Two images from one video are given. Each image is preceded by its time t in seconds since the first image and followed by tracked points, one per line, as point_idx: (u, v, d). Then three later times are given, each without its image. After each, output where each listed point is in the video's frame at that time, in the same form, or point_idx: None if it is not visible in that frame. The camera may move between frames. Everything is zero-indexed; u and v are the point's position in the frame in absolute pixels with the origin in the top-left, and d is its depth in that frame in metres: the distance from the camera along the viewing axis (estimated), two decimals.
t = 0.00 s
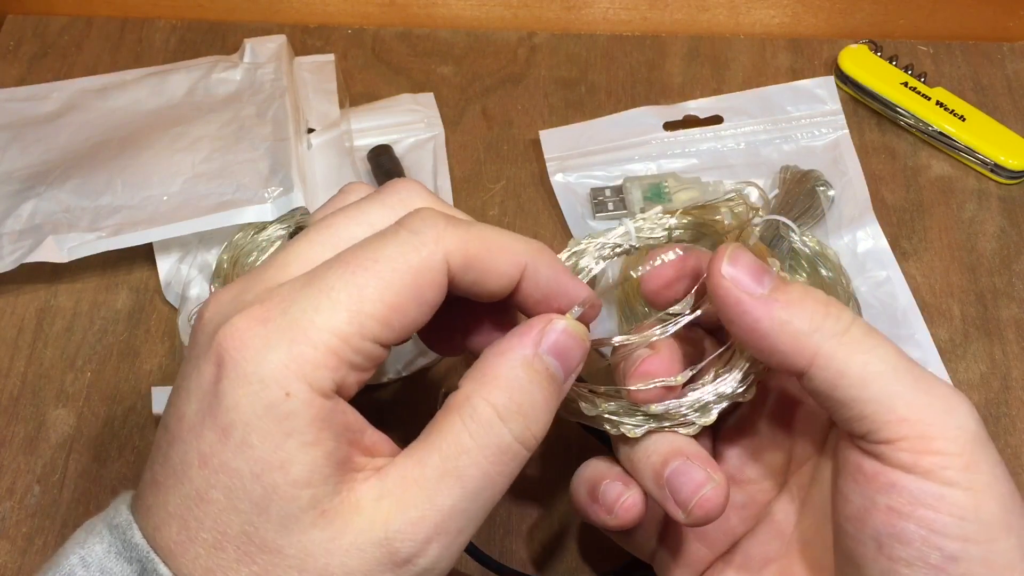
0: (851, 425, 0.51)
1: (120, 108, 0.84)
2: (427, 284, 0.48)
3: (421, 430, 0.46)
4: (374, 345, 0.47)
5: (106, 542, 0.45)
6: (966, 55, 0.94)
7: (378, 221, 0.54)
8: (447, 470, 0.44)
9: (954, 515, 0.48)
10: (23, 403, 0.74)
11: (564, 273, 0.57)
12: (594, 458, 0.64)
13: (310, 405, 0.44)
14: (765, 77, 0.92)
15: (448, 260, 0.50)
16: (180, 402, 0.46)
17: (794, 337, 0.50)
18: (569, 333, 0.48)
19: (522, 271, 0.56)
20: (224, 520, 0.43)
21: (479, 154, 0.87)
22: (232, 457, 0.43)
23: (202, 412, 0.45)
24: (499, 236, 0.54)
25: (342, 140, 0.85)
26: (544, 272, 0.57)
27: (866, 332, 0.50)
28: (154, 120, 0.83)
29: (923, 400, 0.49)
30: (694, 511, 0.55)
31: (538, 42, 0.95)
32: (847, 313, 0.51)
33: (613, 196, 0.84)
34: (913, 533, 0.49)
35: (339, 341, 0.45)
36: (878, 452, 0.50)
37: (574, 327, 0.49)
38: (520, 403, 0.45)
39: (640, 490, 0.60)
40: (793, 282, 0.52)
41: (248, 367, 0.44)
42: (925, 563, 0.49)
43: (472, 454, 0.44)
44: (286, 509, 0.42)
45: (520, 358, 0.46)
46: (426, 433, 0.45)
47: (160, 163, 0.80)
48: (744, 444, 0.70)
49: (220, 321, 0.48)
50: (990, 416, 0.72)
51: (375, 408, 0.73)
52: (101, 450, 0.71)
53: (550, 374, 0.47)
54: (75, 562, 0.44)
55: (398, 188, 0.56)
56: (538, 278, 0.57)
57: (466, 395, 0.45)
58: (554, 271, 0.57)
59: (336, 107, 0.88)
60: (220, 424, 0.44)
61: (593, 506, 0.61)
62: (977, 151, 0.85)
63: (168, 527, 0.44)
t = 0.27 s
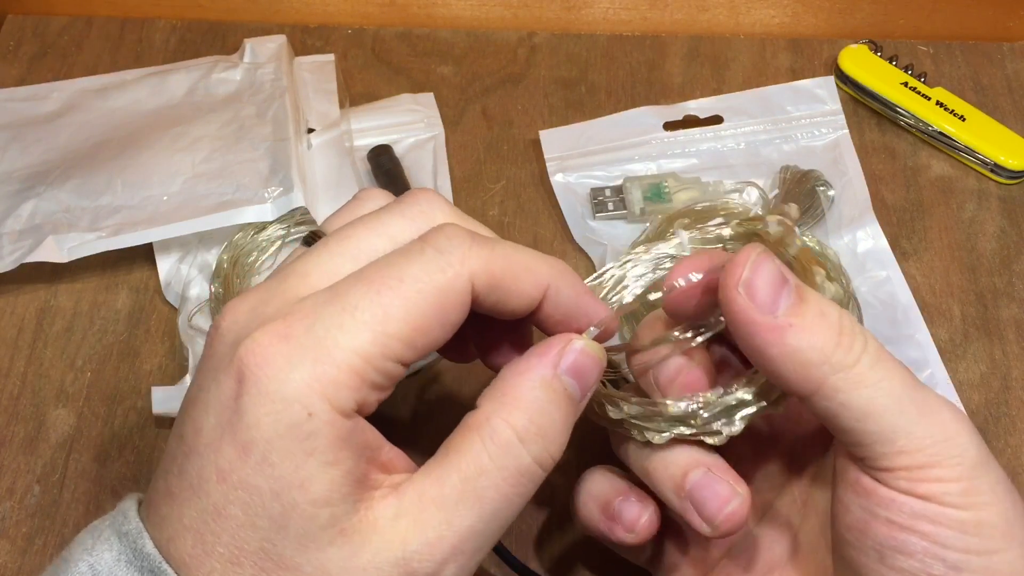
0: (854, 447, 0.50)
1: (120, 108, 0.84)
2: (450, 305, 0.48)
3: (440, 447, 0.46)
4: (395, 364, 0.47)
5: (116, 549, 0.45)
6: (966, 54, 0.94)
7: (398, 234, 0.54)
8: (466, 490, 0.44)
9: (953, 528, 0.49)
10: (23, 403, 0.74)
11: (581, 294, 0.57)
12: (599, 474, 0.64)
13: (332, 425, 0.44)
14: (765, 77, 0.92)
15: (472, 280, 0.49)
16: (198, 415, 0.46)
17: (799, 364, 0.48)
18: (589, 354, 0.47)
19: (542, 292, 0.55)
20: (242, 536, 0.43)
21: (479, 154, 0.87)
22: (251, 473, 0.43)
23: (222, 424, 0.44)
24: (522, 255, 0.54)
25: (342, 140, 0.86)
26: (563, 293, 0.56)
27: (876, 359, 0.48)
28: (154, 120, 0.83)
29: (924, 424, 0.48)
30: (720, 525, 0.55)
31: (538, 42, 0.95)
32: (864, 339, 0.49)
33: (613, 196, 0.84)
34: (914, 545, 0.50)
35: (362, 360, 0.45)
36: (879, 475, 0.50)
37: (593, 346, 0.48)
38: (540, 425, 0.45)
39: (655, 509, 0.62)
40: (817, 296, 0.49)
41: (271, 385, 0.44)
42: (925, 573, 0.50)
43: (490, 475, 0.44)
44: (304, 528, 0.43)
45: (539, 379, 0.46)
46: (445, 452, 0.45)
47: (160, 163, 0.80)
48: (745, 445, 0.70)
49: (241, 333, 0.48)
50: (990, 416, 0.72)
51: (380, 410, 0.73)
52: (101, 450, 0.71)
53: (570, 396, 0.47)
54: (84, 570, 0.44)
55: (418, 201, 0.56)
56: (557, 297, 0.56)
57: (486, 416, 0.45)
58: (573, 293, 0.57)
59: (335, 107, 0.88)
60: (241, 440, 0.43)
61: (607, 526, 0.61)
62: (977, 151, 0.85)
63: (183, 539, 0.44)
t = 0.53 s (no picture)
0: (849, 450, 0.51)
1: (120, 108, 0.84)
2: (465, 325, 0.48)
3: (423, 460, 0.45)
4: (402, 376, 0.47)
5: (114, 551, 0.45)
6: (966, 54, 0.94)
7: (421, 250, 0.53)
8: (431, 505, 0.43)
9: (952, 532, 0.49)
10: (23, 403, 0.74)
11: (603, 330, 0.57)
12: (605, 485, 0.64)
13: (326, 429, 0.44)
14: (765, 77, 0.92)
15: (490, 304, 0.49)
16: (205, 411, 0.46)
17: (795, 372, 0.47)
18: (579, 373, 0.47)
19: (562, 325, 0.54)
20: (225, 535, 0.43)
21: (479, 154, 0.87)
22: (241, 470, 0.43)
23: (222, 423, 0.45)
24: (546, 285, 0.53)
25: (342, 140, 0.85)
26: (582, 329, 0.55)
27: (871, 360, 0.47)
28: (154, 120, 0.83)
29: (918, 426, 0.48)
30: (742, 544, 0.57)
31: (538, 42, 0.95)
32: (849, 331, 0.48)
33: (613, 196, 0.84)
34: (914, 552, 0.50)
35: (368, 370, 0.45)
36: (875, 480, 0.50)
37: (591, 372, 0.48)
38: (517, 444, 0.44)
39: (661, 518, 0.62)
40: (794, 299, 0.48)
41: (275, 382, 0.44)
42: None
43: (459, 492, 0.43)
44: (279, 533, 0.42)
45: (522, 396, 0.45)
46: (425, 464, 0.45)
47: (160, 163, 0.80)
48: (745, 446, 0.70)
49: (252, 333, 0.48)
50: (990, 416, 0.72)
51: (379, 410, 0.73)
52: (101, 450, 0.71)
53: (555, 416, 0.45)
54: (81, 570, 0.45)
55: (446, 219, 0.55)
56: (577, 331, 0.55)
57: (465, 428, 0.45)
58: (593, 329, 0.56)
59: (335, 106, 0.88)
60: (236, 435, 0.44)
61: (614, 534, 0.61)
62: (977, 151, 0.85)
63: (175, 536, 0.44)
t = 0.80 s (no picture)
0: (829, 462, 0.51)
1: (120, 108, 0.84)
2: (455, 324, 0.47)
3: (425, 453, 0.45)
4: (391, 374, 0.46)
5: (107, 548, 0.45)
6: (966, 55, 0.94)
7: (421, 257, 0.53)
8: (439, 501, 0.43)
9: (935, 540, 0.48)
10: (23, 403, 0.74)
11: (602, 340, 0.55)
12: (606, 501, 0.64)
13: (315, 421, 0.44)
14: (765, 77, 0.92)
15: (481, 304, 0.49)
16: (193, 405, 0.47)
17: (763, 385, 0.48)
18: (579, 366, 0.47)
19: (559, 331, 0.53)
20: (217, 529, 0.43)
21: (479, 154, 0.87)
22: (231, 462, 0.43)
23: (211, 415, 0.45)
24: (544, 290, 0.52)
25: (342, 140, 0.85)
26: (581, 335, 0.54)
27: (840, 371, 0.48)
28: (154, 120, 0.83)
29: (896, 434, 0.48)
30: (745, 561, 0.58)
31: (538, 42, 0.95)
32: (820, 343, 0.48)
33: (613, 196, 0.84)
34: (897, 560, 0.50)
35: (356, 364, 0.45)
36: (856, 488, 0.50)
37: (590, 363, 0.48)
38: (522, 438, 0.44)
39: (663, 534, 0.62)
40: (765, 314, 0.49)
41: (263, 374, 0.44)
42: None
43: (466, 488, 0.43)
44: (276, 525, 0.42)
45: (525, 390, 0.45)
46: (428, 458, 0.44)
47: (160, 163, 0.80)
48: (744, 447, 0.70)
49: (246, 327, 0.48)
50: (990, 416, 0.72)
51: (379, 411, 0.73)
52: (101, 450, 0.71)
53: (557, 408, 0.46)
54: (73, 567, 0.44)
55: (449, 229, 0.55)
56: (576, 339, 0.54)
57: (468, 424, 0.44)
58: (593, 335, 0.54)
59: (335, 106, 0.88)
60: (225, 428, 0.44)
61: (617, 554, 0.61)
62: (977, 151, 0.85)
63: (166, 532, 0.44)
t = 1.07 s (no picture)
0: (823, 465, 0.51)
1: (120, 108, 0.84)
2: (451, 318, 0.47)
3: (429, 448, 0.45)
4: (391, 371, 0.46)
5: (106, 550, 0.45)
6: (966, 55, 0.94)
7: (415, 254, 0.54)
8: (447, 500, 0.43)
9: (927, 542, 0.48)
10: (23, 403, 0.74)
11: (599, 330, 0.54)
12: (602, 503, 0.63)
13: (320, 423, 0.44)
14: (765, 77, 0.92)
15: (476, 298, 0.48)
16: (193, 409, 0.46)
17: (755, 391, 0.48)
18: (579, 358, 0.47)
19: (555, 320, 0.53)
20: (223, 532, 0.43)
21: (479, 154, 0.87)
22: (235, 469, 0.43)
23: (212, 420, 0.45)
24: (535, 280, 0.52)
25: (342, 140, 0.85)
26: (577, 325, 0.53)
27: (831, 374, 0.48)
28: (154, 120, 0.83)
29: (888, 438, 0.48)
30: (739, 562, 0.58)
31: (538, 42, 0.95)
32: (812, 347, 0.48)
33: (613, 196, 0.84)
34: (890, 562, 0.50)
35: (356, 362, 0.45)
36: (849, 490, 0.50)
37: (588, 353, 0.48)
38: (527, 433, 0.45)
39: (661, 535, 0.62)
40: (755, 317, 0.49)
41: (263, 377, 0.44)
42: None
43: (474, 484, 0.44)
44: (287, 527, 0.42)
45: (528, 385, 0.45)
46: (433, 454, 0.45)
47: (160, 163, 0.80)
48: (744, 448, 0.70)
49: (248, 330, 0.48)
50: (990, 416, 0.72)
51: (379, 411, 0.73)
52: (101, 450, 0.71)
53: (560, 401, 0.46)
54: (74, 570, 0.45)
55: (440, 226, 0.56)
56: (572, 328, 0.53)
57: (473, 421, 0.44)
58: (589, 324, 0.53)
59: (335, 107, 0.88)
60: (228, 434, 0.44)
61: (615, 556, 0.61)
62: (977, 151, 0.85)
63: (168, 535, 0.44)
